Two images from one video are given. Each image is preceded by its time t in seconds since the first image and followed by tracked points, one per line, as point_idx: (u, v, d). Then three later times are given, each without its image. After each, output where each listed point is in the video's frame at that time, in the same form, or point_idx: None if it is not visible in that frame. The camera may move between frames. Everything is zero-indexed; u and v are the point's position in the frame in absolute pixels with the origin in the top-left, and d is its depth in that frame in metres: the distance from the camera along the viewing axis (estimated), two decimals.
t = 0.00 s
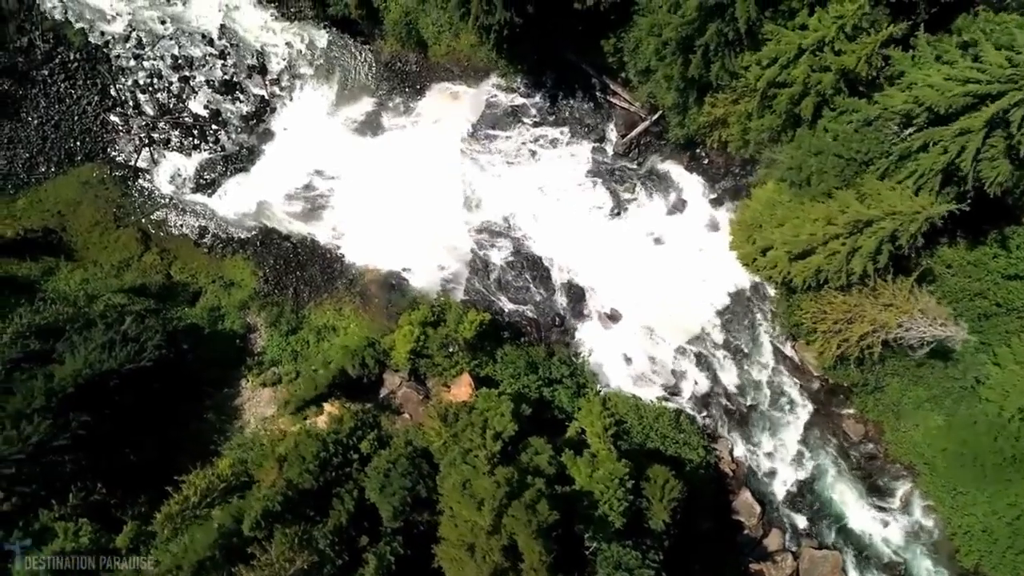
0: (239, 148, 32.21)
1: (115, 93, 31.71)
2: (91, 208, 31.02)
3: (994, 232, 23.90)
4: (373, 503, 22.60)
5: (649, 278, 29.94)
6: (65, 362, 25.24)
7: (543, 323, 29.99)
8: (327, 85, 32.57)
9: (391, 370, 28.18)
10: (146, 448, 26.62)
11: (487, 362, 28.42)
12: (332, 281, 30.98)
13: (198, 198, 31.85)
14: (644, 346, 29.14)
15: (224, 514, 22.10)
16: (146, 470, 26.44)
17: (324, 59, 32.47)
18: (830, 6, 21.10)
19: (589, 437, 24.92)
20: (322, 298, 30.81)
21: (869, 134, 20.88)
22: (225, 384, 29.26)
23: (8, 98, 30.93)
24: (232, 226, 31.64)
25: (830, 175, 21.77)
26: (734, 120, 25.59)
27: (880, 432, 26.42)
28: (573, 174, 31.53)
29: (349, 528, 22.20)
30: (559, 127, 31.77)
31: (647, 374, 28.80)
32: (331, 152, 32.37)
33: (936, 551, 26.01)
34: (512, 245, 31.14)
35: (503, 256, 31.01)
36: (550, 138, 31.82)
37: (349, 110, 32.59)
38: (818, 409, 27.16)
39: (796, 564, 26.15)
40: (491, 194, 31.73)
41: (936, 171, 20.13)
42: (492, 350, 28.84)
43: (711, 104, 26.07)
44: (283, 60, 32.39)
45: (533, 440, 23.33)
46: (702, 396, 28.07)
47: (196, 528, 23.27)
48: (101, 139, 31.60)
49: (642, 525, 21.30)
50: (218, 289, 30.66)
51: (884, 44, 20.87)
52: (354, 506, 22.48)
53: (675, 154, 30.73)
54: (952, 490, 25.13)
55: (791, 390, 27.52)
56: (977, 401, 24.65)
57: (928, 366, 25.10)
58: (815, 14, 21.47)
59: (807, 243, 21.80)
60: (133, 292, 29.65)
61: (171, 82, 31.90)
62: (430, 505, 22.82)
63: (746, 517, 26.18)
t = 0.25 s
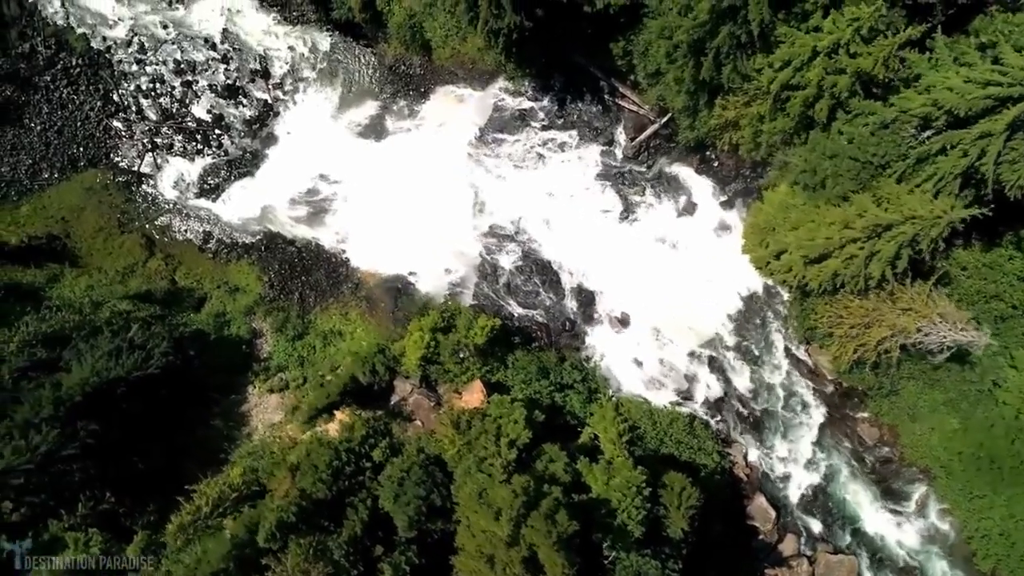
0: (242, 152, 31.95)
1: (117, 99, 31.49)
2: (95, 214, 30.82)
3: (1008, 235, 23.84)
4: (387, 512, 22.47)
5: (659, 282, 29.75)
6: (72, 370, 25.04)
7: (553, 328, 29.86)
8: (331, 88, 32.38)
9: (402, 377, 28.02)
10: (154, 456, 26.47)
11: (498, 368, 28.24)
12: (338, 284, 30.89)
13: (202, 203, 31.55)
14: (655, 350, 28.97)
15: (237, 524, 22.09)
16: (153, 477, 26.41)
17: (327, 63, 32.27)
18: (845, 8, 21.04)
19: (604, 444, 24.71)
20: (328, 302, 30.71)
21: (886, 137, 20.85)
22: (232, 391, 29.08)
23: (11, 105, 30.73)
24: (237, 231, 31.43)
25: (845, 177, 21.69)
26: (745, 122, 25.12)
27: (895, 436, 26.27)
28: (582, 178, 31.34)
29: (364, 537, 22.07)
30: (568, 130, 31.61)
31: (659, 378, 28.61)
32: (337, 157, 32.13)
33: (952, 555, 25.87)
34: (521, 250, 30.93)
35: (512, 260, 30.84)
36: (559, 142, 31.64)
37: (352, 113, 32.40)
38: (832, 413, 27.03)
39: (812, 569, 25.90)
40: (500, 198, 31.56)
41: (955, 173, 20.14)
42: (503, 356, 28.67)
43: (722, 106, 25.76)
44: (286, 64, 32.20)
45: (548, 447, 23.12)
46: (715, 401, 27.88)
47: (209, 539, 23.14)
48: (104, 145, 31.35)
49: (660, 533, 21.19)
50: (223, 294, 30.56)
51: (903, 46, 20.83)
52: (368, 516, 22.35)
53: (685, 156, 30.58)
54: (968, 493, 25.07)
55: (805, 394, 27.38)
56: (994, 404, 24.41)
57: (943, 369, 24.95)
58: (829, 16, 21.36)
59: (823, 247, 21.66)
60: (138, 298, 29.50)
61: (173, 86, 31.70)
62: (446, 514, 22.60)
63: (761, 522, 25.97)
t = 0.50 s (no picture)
0: (246, 156, 31.89)
1: (120, 104, 31.33)
2: (100, 220, 30.56)
3: None
4: (404, 522, 22.31)
5: (671, 286, 29.61)
6: (79, 378, 24.69)
7: (564, 333, 29.55)
8: (335, 91, 32.38)
9: (413, 386, 27.73)
10: (163, 464, 26.18)
11: (510, 374, 28.05)
12: (344, 289, 30.61)
13: (206, 209, 31.50)
14: (668, 355, 28.78)
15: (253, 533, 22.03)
16: (161, 485, 26.12)
17: (331, 66, 32.31)
18: (863, 11, 20.99)
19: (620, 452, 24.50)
20: (334, 307, 30.39)
21: (906, 141, 20.64)
22: (239, 397, 28.81)
23: (14, 111, 30.55)
24: (242, 236, 31.23)
25: (863, 181, 21.61)
26: (759, 125, 24.92)
27: (912, 440, 26.21)
28: (592, 182, 31.15)
29: (380, 548, 21.88)
30: (578, 133, 31.44)
31: (672, 383, 28.40)
32: (342, 161, 32.00)
33: (971, 559, 25.62)
34: (531, 254, 30.67)
35: (522, 265, 30.55)
36: (569, 145, 31.47)
37: (356, 116, 32.40)
38: (849, 417, 26.91)
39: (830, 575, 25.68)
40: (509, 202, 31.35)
41: (978, 176, 20.09)
42: (515, 362, 28.48)
43: (734, 109, 25.47)
44: (289, 68, 32.20)
45: (565, 454, 22.91)
46: (730, 406, 27.64)
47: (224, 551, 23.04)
48: (108, 151, 31.17)
49: (682, 543, 21.03)
50: (229, 299, 30.21)
51: (925, 48, 20.77)
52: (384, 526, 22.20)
53: (697, 159, 30.37)
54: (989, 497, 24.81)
55: (823, 399, 27.21)
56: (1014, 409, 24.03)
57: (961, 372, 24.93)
58: (846, 19, 21.24)
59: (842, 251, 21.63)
60: (144, 305, 29.23)
61: (176, 91, 31.55)
62: (462, 523, 22.47)
63: (778, 528, 25.73)
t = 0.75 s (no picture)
0: (249, 160, 31.79)
1: (123, 109, 31.28)
2: (103, 225, 30.35)
3: None
4: (418, 531, 22.16)
5: (682, 290, 29.47)
6: (87, 386, 24.30)
7: (575, 337, 29.41)
8: (338, 92, 32.41)
9: (424, 391, 27.52)
10: (170, 471, 25.74)
11: (521, 379, 27.85)
12: (349, 292, 30.38)
13: (211, 213, 31.25)
14: (679, 359, 28.67)
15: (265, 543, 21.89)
16: (169, 493, 25.67)
17: (334, 68, 32.36)
18: (879, 13, 21.01)
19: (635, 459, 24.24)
20: (340, 311, 30.18)
21: (922, 144, 20.68)
22: (246, 403, 28.43)
23: (17, 117, 30.49)
24: (247, 240, 30.99)
25: (880, 184, 21.49)
26: (772, 128, 24.55)
27: (927, 444, 26.11)
28: (602, 185, 30.96)
29: (394, 556, 21.69)
30: (588, 136, 31.27)
31: (685, 388, 28.32)
32: (346, 165, 31.92)
33: (988, 563, 25.35)
34: (541, 258, 30.46)
35: (531, 269, 30.31)
36: (578, 148, 31.32)
37: (360, 119, 32.45)
38: (865, 421, 26.86)
39: None
40: (518, 205, 31.15)
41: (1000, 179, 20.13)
42: (526, 367, 28.32)
43: (745, 112, 25.04)
44: (292, 71, 32.19)
45: (579, 462, 22.63)
46: (743, 411, 27.64)
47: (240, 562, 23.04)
48: (111, 155, 31.05)
49: (700, 551, 20.87)
50: (235, 304, 29.96)
51: (942, 50, 20.84)
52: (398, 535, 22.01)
53: (707, 162, 30.20)
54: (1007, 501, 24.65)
55: (837, 404, 27.12)
56: None
57: (978, 375, 24.87)
58: (861, 22, 21.25)
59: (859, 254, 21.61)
60: (149, 310, 28.98)
61: (179, 96, 31.56)
62: (477, 531, 22.24)
63: (793, 533, 25.52)
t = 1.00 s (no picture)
0: (254, 164, 31.60)
1: (127, 113, 31.04)
2: (108, 231, 30.12)
3: None
4: (434, 539, 22.03)
5: (695, 293, 29.32)
6: (95, 393, 23.99)
7: (587, 342, 29.06)
8: (343, 95, 32.21)
9: (436, 398, 27.22)
10: (178, 479, 25.36)
11: (534, 385, 27.54)
12: (355, 296, 30.01)
13: (216, 218, 31.04)
14: (693, 363, 28.49)
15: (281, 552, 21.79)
16: (178, 500, 25.33)
17: (339, 70, 32.19)
18: (897, 15, 20.89)
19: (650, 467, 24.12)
20: (347, 315, 29.77)
21: (943, 146, 20.76)
22: (254, 408, 27.94)
23: (21, 122, 30.24)
24: (252, 244, 30.71)
25: (899, 187, 21.57)
26: (785, 131, 23.96)
27: (944, 447, 25.93)
28: (613, 188, 30.77)
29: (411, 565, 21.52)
30: (598, 139, 31.10)
31: (699, 393, 28.10)
32: (352, 169, 31.74)
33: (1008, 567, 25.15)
34: (552, 262, 30.21)
35: (541, 273, 30.03)
36: (588, 151, 31.12)
37: (365, 122, 32.28)
38: (882, 425, 26.78)
39: None
40: (527, 208, 30.94)
41: None
42: (539, 373, 28.04)
43: (758, 114, 24.56)
44: (296, 75, 32.04)
45: (596, 468, 22.48)
46: (760, 415, 27.54)
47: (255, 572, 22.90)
48: (115, 160, 30.80)
49: (721, 560, 20.82)
50: (241, 309, 29.61)
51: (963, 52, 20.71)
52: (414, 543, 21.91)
53: (718, 164, 29.99)
54: None
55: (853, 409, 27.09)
56: None
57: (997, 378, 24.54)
58: (878, 23, 21.11)
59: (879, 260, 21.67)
60: (156, 316, 28.71)
61: (183, 99, 31.39)
62: (493, 539, 22.05)
63: (811, 539, 25.41)
